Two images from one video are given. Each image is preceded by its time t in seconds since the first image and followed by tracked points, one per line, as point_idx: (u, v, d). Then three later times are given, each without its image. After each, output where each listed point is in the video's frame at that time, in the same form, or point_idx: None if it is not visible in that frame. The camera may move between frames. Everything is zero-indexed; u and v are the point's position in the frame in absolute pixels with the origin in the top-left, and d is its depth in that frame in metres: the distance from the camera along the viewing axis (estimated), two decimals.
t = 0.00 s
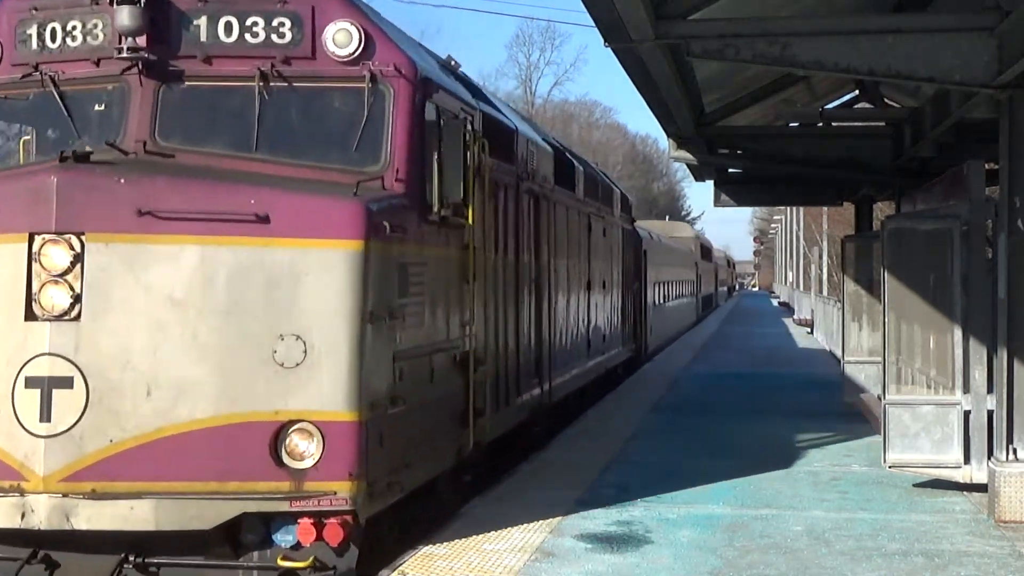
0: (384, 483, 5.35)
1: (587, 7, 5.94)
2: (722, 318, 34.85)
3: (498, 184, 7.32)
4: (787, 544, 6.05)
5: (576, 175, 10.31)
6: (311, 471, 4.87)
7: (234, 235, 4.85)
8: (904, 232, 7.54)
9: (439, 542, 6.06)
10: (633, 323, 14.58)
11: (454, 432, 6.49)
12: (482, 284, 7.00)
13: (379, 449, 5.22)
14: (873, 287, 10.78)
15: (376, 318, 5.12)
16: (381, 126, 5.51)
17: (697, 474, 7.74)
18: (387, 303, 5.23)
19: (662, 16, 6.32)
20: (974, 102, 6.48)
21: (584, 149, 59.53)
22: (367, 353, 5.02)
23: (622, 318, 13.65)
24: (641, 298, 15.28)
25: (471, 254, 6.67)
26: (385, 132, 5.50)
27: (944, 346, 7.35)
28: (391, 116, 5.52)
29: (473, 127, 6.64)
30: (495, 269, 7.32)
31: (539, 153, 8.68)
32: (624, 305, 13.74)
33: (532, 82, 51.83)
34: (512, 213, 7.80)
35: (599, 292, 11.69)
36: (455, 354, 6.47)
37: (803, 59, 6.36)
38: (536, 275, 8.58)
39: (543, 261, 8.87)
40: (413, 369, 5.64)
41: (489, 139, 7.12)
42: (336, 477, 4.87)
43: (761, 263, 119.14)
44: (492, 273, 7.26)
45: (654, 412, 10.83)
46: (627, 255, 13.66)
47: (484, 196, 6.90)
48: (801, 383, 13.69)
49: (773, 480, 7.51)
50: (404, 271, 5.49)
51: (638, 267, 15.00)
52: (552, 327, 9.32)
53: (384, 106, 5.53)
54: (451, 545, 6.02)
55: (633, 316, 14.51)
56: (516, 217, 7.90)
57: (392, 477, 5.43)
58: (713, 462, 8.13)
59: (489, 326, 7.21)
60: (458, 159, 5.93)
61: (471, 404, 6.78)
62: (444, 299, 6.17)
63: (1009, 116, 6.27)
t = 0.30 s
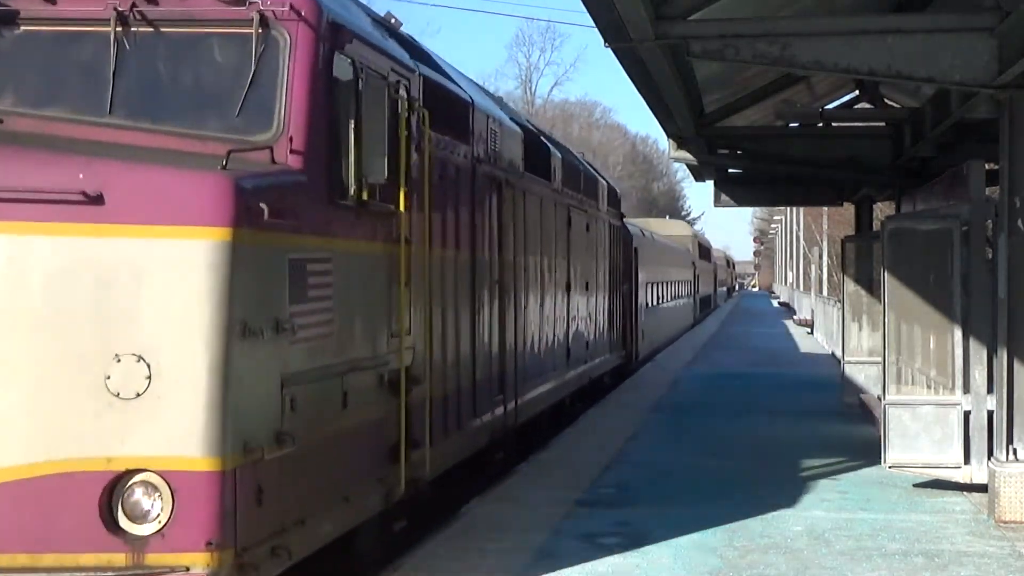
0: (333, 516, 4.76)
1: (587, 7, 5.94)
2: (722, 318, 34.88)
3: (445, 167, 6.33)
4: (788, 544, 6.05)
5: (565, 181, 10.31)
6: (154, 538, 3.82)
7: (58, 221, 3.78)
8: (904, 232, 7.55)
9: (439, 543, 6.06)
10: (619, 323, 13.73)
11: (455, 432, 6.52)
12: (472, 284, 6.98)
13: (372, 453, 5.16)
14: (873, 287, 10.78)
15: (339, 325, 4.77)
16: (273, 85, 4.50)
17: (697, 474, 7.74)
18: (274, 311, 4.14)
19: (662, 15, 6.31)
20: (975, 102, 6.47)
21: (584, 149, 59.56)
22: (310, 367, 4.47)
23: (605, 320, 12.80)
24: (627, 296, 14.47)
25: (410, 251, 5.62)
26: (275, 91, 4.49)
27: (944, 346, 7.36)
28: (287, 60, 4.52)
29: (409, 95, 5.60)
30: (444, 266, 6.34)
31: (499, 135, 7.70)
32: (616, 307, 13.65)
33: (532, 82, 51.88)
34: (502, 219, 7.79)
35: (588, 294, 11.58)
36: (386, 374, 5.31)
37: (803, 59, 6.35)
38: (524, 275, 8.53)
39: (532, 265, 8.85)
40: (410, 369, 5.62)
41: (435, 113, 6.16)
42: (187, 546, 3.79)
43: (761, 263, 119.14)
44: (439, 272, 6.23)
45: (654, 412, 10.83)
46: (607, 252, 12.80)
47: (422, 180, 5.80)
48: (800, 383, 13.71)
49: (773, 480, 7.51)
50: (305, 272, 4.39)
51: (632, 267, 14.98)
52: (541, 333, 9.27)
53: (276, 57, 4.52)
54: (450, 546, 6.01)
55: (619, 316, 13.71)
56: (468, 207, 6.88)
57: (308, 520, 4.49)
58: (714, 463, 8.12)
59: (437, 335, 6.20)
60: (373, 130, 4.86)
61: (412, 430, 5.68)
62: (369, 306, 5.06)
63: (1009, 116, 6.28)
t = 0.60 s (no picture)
0: (330, 522, 4.52)
1: (588, 7, 5.94)
2: (724, 318, 34.87)
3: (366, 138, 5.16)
4: (789, 544, 6.06)
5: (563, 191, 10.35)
6: None
7: None
8: (907, 232, 7.59)
9: (441, 542, 6.06)
10: (603, 327, 12.55)
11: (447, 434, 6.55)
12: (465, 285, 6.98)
13: (370, 452, 5.16)
14: (876, 287, 10.79)
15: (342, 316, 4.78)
16: (80, 8, 3.26)
17: (700, 474, 7.74)
18: (60, 326, 2.88)
19: (663, 16, 6.31)
20: (979, 102, 6.46)
21: (586, 149, 59.53)
22: (319, 357, 4.47)
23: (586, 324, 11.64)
24: (614, 297, 13.41)
25: (310, 243, 4.37)
26: (82, 19, 3.24)
27: (946, 346, 7.37)
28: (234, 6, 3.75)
29: (308, 42, 4.41)
30: (366, 262, 5.13)
31: (447, 107, 6.54)
32: (614, 310, 13.61)
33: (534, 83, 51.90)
34: (497, 222, 7.80)
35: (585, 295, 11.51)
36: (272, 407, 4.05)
37: (805, 59, 6.35)
38: (519, 276, 8.53)
39: (527, 268, 8.84)
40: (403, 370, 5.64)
41: (347, 67, 4.96)
42: None
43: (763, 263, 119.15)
44: (358, 269, 5.02)
45: (657, 412, 10.85)
46: (587, 248, 11.64)
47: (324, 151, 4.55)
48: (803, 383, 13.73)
49: (776, 480, 7.51)
50: (125, 265, 3.14)
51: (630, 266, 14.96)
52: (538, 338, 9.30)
53: None
54: (452, 546, 6.02)
55: (603, 318, 12.59)
56: (400, 190, 5.67)
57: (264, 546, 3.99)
58: (716, 463, 8.12)
59: (357, 347, 4.99)
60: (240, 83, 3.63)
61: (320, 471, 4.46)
62: (253, 319, 3.89)
63: (1011, 117, 6.27)
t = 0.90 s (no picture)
0: None
1: (597, 6, 5.93)
2: (732, 318, 34.82)
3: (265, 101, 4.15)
4: (799, 544, 6.05)
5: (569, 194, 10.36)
6: None
7: None
8: (916, 232, 7.55)
9: (450, 543, 6.07)
10: (591, 332, 11.45)
11: (449, 436, 6.64)
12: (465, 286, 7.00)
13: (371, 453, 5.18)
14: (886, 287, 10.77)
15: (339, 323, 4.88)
16: None
17: (710, 474, 7.73)
18: None
19: (673, 15, 6.30)
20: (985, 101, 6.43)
21: (595, 149, 59.48)
22: (309, 363, 4.54)
23: (571, 332, 10.58)
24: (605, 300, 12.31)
25: (132, 228, 3.13)
26: None
27: (957, 346, 7.36)
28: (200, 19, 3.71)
29: None
30: (265, 257, 4.14)
31: (377, 70, 5.43)
32: (625, 311, 13.61)
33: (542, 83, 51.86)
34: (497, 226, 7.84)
35: (592, 297, 11.45)
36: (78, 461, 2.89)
37: (815, 58, 6.33)
38: (523, 276, 8.59)
39: (530, 270, 8.87)
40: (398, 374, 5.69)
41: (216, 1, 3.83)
42: None
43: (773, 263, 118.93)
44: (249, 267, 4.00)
45: (666, 412, 10.85)
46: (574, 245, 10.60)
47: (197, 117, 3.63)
48: (813, 383, 13.72)
49: (786, 480, 7.50)
50: None
51: (637, 266, 14.92)
52: (543, 339, 9.34)
53: None
54: (461, 546, 6.03)
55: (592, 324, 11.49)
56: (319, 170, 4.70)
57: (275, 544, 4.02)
58: (726, 463, 8.11)
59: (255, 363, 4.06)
60: (90, 32, 2.88)
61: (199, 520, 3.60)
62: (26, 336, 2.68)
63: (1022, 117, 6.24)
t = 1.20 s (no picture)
0: None
1: (615, 5, 5.94)
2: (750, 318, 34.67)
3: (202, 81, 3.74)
4: (813, 543, 6.06)
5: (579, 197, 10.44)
6: None
7: None
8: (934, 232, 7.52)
9: (467, 542, 6.08)
10: (580, 337, 10.55)
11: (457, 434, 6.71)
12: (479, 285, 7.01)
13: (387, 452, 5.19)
14: (904, 287, 10.72)
15: (341, 320, 4.96)
16: None
17: (726, 473, 7.74)
18: None
19: (689, 15, 6.32)
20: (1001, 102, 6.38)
21: (612, 148, 59.36)
22: (315, 359, 4.61)
23: (559, 335, 9.72)
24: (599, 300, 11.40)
25: None
26: None
27: (976, 346, 7.32)
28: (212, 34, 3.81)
29: None
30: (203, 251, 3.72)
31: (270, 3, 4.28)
32: (638, 311, 13.61)
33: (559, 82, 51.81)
34: (506, 225, 7.90)
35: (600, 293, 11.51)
36: None
37: (833, 56, 6.32)
38: (507, 271, 7.90)
39: (540, 270, 8.96)
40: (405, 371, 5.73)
41: None
42: None
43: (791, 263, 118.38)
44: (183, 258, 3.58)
45: (683, 411, 10.82)
46: (561, 241, 9.72)
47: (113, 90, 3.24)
48: (832, 382, 13.66)
49: (802, 480, 7.50)
50: None
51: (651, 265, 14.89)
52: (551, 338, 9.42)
53: None
54: (478, 545, 6.04)
55: (581, 326, 10.60)
56: (212, 138, 3.81)
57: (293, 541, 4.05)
58: (743, 462, 8.11)
59: (194, 373, 3.63)
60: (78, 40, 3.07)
61: (144, 539, 3.31)
62: None
63: None
